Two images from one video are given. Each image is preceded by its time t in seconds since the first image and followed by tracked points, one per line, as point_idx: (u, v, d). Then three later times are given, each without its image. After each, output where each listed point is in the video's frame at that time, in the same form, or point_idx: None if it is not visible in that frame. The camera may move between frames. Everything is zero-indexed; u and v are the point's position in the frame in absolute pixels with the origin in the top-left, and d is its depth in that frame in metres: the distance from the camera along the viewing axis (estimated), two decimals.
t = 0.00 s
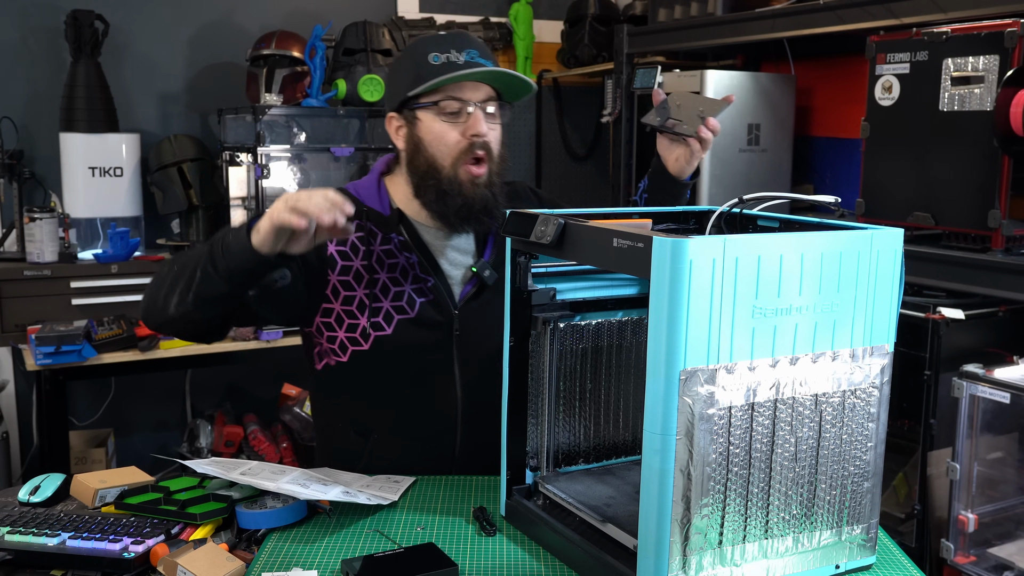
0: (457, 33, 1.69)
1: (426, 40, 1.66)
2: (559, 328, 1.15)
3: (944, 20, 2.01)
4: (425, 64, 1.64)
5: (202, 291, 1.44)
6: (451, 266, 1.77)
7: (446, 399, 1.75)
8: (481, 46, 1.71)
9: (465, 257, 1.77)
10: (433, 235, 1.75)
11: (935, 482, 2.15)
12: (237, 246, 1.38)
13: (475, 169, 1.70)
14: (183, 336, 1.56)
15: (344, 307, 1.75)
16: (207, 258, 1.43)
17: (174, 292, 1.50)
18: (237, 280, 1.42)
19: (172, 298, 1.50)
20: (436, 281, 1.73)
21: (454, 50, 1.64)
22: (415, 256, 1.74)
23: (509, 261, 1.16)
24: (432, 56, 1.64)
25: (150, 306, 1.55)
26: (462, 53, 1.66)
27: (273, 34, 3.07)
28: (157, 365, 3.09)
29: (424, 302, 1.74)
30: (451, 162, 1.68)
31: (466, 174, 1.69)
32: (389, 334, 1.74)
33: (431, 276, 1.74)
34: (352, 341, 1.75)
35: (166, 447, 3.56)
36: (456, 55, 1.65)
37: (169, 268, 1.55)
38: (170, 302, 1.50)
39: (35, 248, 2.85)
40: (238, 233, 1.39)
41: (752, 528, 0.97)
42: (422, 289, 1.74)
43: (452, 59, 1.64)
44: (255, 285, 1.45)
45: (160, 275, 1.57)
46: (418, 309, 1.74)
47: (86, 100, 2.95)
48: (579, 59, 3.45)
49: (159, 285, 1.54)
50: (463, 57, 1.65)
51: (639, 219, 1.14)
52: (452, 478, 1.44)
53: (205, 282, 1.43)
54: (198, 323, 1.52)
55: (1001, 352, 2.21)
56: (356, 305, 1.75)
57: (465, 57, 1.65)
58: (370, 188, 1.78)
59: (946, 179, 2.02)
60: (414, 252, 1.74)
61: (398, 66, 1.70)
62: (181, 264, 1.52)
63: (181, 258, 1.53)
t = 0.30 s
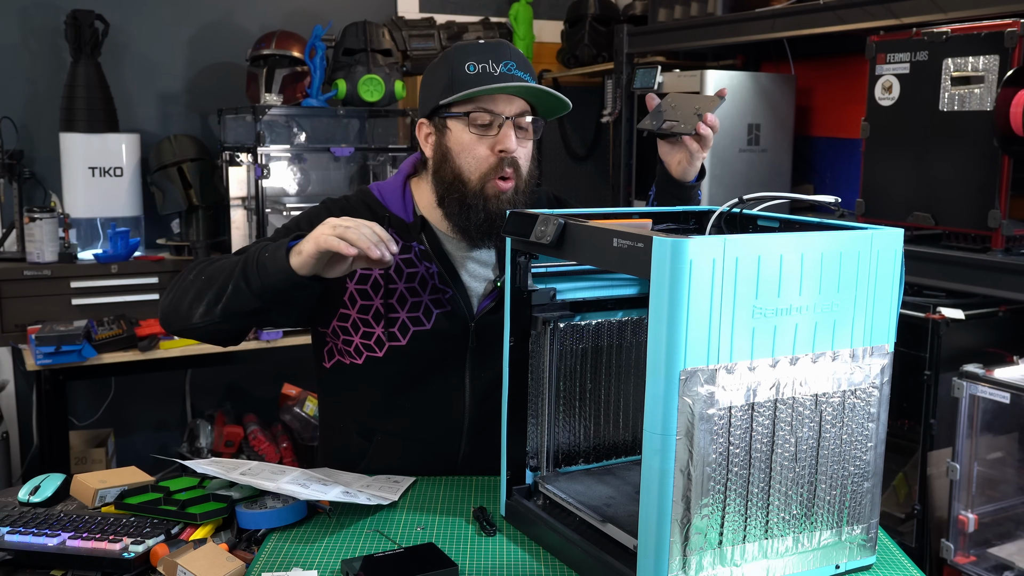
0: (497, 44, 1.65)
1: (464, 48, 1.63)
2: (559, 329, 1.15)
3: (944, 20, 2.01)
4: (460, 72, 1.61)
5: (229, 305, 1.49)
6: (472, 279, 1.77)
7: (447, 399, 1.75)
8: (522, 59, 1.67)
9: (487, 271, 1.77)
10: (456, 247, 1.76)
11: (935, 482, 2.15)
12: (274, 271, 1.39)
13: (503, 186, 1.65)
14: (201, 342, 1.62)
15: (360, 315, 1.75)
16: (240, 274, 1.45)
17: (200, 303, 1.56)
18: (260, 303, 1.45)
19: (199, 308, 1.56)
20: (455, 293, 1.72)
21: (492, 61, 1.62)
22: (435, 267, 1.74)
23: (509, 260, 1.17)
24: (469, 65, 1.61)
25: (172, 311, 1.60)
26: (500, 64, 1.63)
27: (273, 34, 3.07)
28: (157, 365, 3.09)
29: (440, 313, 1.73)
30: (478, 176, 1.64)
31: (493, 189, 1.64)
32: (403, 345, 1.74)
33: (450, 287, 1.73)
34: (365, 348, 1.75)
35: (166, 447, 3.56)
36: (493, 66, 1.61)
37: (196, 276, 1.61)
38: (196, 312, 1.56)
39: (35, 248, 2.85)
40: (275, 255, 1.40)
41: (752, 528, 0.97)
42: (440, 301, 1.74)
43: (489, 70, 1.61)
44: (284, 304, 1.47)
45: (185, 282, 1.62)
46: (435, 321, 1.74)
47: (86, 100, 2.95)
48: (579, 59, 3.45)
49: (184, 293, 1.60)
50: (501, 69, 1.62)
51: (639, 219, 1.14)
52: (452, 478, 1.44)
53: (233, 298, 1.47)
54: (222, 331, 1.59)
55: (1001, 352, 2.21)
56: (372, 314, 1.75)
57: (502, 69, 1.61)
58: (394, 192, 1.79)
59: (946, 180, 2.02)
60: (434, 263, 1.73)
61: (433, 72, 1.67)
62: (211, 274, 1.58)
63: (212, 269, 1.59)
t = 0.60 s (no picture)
0: (488, 45, 1.68)
1: (454, 49, 1.65)
2: (559, 329, 1.15)
3: (944, 20, 2.01)
4: (450, 72, 1.63)
5: (230, 313, 1.50)
6: (467, 279, 1.76)
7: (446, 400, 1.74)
8: (513, 60, 1.70)
9: (481, 271, 1.76)
10: (450, 247, 1.75)
11: (935, 482, 2.15)
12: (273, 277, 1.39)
13: (496, 183, 1.66)
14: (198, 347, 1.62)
15: (355, 316, 1.75)
16: (240, 282, 1.47)
17: (198, 310, 1.56)
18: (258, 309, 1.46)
19: (196, 315, 1.56)
20: (449, 293, 1.72)
21: (482, 60, 1.64)
22: (429, 268, 1.73)
23: (509, 261, 1.16)
24: (459, 65, 1.63)
25: (170, 317, 1.61)
26: (490, 64, 1.65)
27: (273, 34, 3.07)
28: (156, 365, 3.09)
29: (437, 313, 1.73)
30: (470, 175, 1.65)
31: (485, 186, 1.65)
32: (398, 346, 1.74)
33: (444, 287, 1.72)
34: (360, 350, 1.75)
35: (166, 447, 3.56)
36: (484, 66, 1.64)
37: (191, 283, 1.61)
38: (193, 318, 1.57)
39: (35, 248, 2.85)
40: (277, 261, 1.40)
41: (752, 528, 0.97)
42: (434, 300, 1.74)
43: (479, 69, 1.63)
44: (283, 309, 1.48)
45: (182, 288, 1.62)
46: (430, 320, 1.74)
47: (86, 100, 2.95)
48: (579, 59, 3.45)
49: (182, 299, 1.60)
50: (490, 68, 1.63)
51: (639, 219, 1.14)
52: (453, 478, 1.44)
53: (233, 305, 1.48)
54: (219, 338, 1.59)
55: (1001, 352, 2.21)
56: (367, 315, 1.75)
57: (492, 68, 1.63)
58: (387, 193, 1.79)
59: (946, 180, 2.02)
60: (428, 263, 1.73)
61: (424, 75, 1.69)
62: (209, 281, 1.58)
63: (209, 276, 1.59)
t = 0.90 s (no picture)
0: (404, 44, 1.61)
1: (371, 55, 1.59)
2: (559, 329, 1.15)
3: (944, 20, 2.01)
4: (371, 81, 1.57)
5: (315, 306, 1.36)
6: (425, 270, 1.74)
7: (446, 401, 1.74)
8: (432, 55, 1.64)
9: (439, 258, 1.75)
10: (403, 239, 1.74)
11: (935, 482, 2.15)
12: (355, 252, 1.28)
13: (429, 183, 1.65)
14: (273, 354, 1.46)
15: (339, 316, 1.71)
16: (317, 269, 1.34)
17: (274, 315, 1.39)
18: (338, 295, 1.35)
19: (274, 322, 1.39)
20: (414, 285, 1.70)
21: (400, 64, 1.58)
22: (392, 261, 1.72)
23: (510, 261, 1.16)
24: (378, 74, 1.57)
25: (237, 334, 1.42)
26: (409, 67, 1.59)
27: (273, 34, 3.07)
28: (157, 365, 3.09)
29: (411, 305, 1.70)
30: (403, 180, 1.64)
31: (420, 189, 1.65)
32: (380, 340, 1.71)
33: (409, 279, 1.71)
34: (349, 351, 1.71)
35: (166, 447, 3.56)
36: (403, 71, 1.58)
37: (248, 293, 1.42)
38: (268, 326, 1.40)
39: (35, 247, 2.85)
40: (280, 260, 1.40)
41: (752, 528, 0.97)
42: (404, 293, 1.71)
43: (399, 75, 1.57)
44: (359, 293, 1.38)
45: (239, 302, 1.43)
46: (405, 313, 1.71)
47: (86, 100, 2.95)
48: (579, 59, 3.45)
49: (245, 312, 1.41)
50: (411, 71, 1.58)
51: (639, 219, 1.14)
52: (452, 478, 1.44)
53: (318, 297, 1.34)
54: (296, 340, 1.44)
55: (1001, 352, 2.21)
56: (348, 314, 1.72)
57: (412, 72, 1.58)
58: (341, 201, 1.73)
59: (946, 180, 2.02)
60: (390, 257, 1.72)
61: (343, 83, 1.63)
62: (272, 283, 1.40)
63: (268, 278, 1.41)
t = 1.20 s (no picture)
0: (372, 44, 1.62)
1: (340, 58, 1.60)
2: (559, 329, 1.15)
3: (944, 20, 2.01)
4: (342, 84, 1.58)
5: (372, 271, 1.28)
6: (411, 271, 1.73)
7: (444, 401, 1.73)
8: (399, 53, 1.65)
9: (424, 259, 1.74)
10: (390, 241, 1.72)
11: (935, 482, 2.15)
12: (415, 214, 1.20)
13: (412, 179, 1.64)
14: (323, 324, 1.39)
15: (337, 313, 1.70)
16: (375, 234, 1.24)
17: (327, 287, 1.31)
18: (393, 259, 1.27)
19: (326, 295, 1.31)
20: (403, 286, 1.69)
21: (370, 65, 1.59)
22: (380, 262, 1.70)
23: (510, 260, 1.16)
24: (348, 76, 1.58)
25: (287, 308, 1.34)
26: (378, 66, 1.60)
27: (273, 34, 3.07)
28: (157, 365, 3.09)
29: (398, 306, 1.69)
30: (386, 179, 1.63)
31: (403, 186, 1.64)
32: (375, 338, 1.70)
33: (398, 281, 1.69)
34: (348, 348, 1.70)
35: (166, 447, 3.56)
36: (373, 70, 1.59)
37: (295, 265, 1.34)
38: (322, 298, 1.32)
39: (35, 247, 2.85)
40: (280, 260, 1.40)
41: (752, 528, 0.97)
42: (393, 293, 1.69)
43: (370, 75, 1.58)
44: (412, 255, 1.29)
45: (287, 276, 1.35)
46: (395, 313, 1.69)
47: (86, 100, 2.95)
48: (579, 59, 3.46)
49: (295, 286, 1.33)
50: (380, 71, 1.59)
51: (639, 219, 1.14)
52: (452, 478, 1.44)
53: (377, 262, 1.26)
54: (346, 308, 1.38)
55: (1001, 352, 2.21)
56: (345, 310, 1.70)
57: (382, 70, 1.59)
58: (324, 202, 1.73)
59: (945, 180, 2.02)
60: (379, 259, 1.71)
61: (313, 91, 1.63)
62: (323, 253, 1.30)
63: (316, 250, 1.32)
